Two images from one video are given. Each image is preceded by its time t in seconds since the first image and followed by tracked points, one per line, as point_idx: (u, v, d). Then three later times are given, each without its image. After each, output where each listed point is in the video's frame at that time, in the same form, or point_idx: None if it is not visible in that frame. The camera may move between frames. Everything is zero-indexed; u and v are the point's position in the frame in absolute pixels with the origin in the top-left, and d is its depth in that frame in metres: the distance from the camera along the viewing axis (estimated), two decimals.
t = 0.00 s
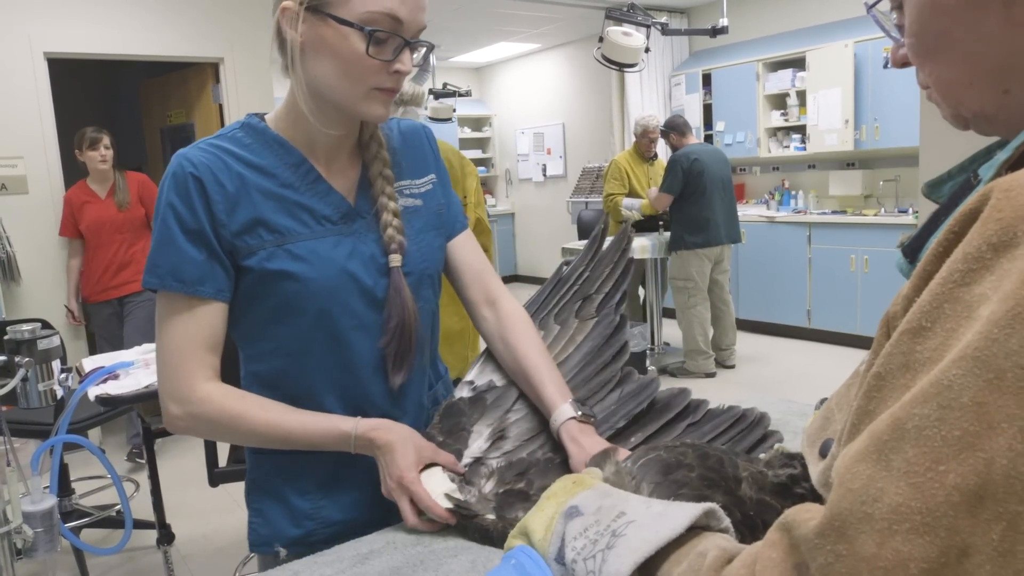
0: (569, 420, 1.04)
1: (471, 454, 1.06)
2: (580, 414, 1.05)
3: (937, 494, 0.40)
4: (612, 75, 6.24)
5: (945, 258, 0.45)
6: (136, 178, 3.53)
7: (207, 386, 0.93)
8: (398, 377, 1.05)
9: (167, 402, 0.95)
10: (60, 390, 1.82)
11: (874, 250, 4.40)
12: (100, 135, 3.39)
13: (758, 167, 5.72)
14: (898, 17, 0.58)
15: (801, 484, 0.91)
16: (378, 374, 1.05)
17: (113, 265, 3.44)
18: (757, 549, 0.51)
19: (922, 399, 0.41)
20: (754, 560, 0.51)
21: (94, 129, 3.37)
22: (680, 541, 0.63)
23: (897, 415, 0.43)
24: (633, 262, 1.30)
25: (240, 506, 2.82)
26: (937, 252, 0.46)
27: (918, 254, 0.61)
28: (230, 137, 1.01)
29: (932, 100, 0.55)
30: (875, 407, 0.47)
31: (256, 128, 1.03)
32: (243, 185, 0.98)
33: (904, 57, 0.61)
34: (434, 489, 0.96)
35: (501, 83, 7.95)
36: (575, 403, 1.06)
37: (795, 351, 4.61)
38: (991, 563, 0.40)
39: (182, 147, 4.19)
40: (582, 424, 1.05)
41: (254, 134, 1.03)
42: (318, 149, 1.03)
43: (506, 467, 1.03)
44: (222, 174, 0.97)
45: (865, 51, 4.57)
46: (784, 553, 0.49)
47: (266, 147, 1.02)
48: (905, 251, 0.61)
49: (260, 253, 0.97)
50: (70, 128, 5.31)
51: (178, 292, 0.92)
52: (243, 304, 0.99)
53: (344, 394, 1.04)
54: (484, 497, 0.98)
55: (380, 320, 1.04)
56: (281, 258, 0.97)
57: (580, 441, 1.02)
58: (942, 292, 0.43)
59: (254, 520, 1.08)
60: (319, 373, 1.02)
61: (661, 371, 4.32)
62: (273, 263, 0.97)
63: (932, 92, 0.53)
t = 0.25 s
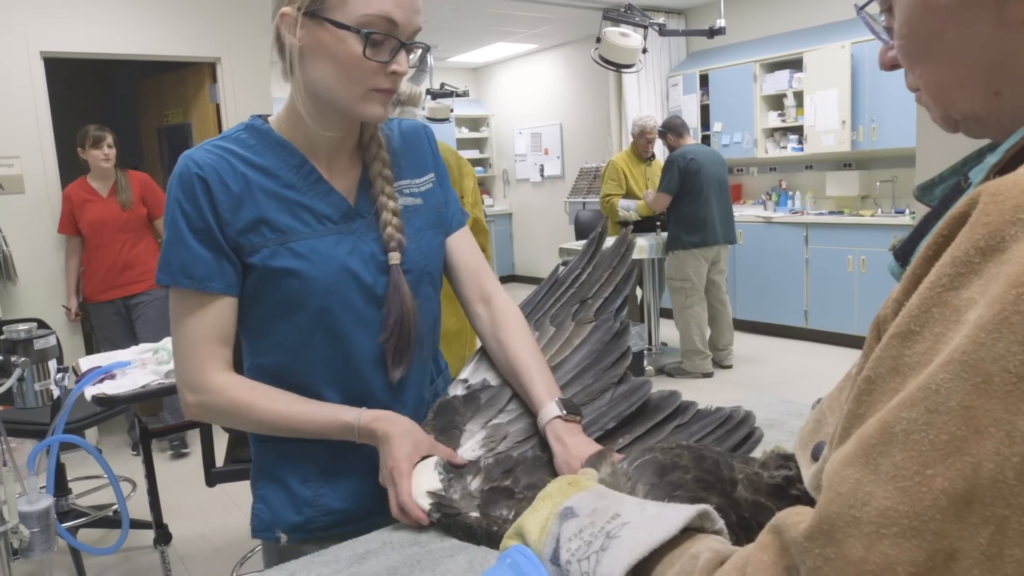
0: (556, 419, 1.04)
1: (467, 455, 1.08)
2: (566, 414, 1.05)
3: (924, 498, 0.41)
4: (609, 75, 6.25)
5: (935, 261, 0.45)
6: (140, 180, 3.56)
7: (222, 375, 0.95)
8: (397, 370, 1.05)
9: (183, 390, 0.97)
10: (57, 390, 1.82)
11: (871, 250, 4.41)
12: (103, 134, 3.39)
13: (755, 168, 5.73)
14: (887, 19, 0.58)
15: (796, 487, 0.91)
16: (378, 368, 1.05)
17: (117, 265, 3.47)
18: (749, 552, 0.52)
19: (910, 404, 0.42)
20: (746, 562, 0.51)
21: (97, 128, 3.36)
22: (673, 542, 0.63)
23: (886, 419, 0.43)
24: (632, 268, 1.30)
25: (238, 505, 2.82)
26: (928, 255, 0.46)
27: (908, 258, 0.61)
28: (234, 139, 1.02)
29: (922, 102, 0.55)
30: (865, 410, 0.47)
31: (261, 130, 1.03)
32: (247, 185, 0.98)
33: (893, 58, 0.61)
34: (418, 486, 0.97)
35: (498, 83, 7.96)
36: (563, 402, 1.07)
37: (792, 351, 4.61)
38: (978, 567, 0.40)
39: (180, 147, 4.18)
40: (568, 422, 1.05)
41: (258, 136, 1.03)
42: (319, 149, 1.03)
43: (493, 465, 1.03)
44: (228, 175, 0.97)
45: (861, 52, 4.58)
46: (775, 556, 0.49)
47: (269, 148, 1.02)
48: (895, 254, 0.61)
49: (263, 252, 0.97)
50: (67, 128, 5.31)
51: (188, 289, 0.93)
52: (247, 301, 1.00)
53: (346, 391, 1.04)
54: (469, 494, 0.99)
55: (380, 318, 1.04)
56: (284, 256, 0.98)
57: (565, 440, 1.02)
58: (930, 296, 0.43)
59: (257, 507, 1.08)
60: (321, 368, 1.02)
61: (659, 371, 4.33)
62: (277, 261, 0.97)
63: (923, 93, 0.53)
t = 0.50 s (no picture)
0: (546, 404, 1.05)
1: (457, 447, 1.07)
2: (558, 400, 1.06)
3: (911, 487, 0.41)
4: (608, 67, 6.23)
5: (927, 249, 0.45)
6: (147, 171, 3.58)
7: (230, 358, 0.98)
8: (401, 351, 1.08)
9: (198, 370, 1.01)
10: (54, 381, 1.82)
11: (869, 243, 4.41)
12: (113, 124, 3.37)
13: (753, 160, 5.72)
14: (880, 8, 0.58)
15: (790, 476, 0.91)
16: (384, 349, 1.07)
17: (127, 256, 3.46)
18: (741, 542, 0.52)
19: (898, 394, 0.42)
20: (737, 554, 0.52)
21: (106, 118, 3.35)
22: (667, 531, 0.63)
23: (874, 409, 0.43)
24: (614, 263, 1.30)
25: (237, 497, 2.82)
26: (920, 243, 0.46)
27: (901, 248, 0.60)
28: (245, 130, 1.04)
29: (916, 91, 0.55)
30: (856, 400, 0.47)
31: (271, 121, 1.06)
32: (255, 175, 1.01)
33: (886, 48, 0.61)
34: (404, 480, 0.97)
35: (497, 75, 7.94)
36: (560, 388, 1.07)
37: (790, 343, 4.62)
38: (966, 556, 0.40)
39: (177, 138, 4.17)
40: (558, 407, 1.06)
41: (268, 127, 1.05)
42: (326, 139, 1.05)
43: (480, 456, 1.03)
44: (238, 165, 1.00)
45: (861, 44, 4.57)
46: (765, 546, 0.49)
47: (278, 139, 1.04)
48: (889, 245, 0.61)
49: (272, 238, 1.00)
50: (63, 121, 5.29)
51: (202, 274, 0.97)
52: (259, 285, 1.03)
53: (355, 371, 1.07)
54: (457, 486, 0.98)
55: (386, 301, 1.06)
56: (292, 242, 1.00)
57: (554, 425, 1.03)
58: (919, 286, 0.43)
59: (270, 479, 1.11)
60: (332, 348, 1.05)
61: (657, 364, 4.33)
62: (284, 247, 1.00)
63: (916, 83, 0.53)
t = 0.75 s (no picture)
0: (544, 401, 1.03)
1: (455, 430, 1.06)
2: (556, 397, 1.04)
3: (912, 493, 0.41)
4: (608, 66, 6.23)
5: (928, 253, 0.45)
6: (163, 170, 3.56)
7: (230, 351, 0.99)
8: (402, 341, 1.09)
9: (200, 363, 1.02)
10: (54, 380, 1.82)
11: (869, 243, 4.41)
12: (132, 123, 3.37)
13: (753, 160, 5.72)
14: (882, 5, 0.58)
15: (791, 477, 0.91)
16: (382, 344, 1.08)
17: (143, 254, 3.45)
18: (740, 544, 0.52)
19: (898, 398, 0.42)
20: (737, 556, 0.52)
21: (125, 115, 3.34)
22: (666, 533, 0.63)
23: (875, 413, 0.43)
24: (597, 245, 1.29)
25: (237, 496, 2.82)
26: (922, 245, 0.46)
27: (903, 248, 0.60)
28: (250, 129, 1.05)
29: (919, 90, 0.55)
30: (856, 404, 0.47)
31: (275, 121, 1.06)
32: (258, 172, 1.01)
33: (888, 46, 0.61)
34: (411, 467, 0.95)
35: (497, 74, 7.94)
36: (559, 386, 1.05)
37: (790, 343, 4.62)
38: (966, 562, 0.40)
39: (177, 137, 4.17)
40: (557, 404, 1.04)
41: (273, 126, 1.06)
42: (329, 139, 1.06)
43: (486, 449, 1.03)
44: (243, 163, 1.01)
45: (861, 43, 4.57)
46: (765, 548, 0.49)
47: (281, 138, 1.05)
48: (891, 245, 0.61)
49: (274, 234, 1.01)
50: (63, 120, 5.29)
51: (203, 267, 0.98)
52: (262, 280, 1.04)
53: (356, 365, 1.08)
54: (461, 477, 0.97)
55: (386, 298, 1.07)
56: (293, 238, 1.01)
57: (552, 422, 1.02)
58: (921, 289, 0.43)
59: (275, 472, 1.10)
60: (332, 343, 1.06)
61: (657, 363, 4.33)
62: (286, 242, 1.01)
63: (918, 81, 0.53)
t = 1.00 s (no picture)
0: (543, 400, 1.04)
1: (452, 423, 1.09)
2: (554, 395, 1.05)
3: (916, 496, 0.41)
4: (609, 67, 6.23)
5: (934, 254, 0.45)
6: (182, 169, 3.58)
7: (214, 352, 0.98)
8: (396, 330, 1.08)
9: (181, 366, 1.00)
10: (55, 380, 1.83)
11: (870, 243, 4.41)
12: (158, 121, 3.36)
13: (754, 160, 5.72)
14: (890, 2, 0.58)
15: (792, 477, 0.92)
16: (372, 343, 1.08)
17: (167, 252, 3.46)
18: (742, 545, 0.52)
19: (903, 401, 0.42)
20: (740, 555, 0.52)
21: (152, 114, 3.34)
22: (667, 534, 0.63)
23: (879, 416, 0.43)
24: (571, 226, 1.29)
25: (238, 496, 2.83)
26: (927, 247, 0.46)
27: (908, 249, 0.61)
28: (240, 128, 1.05)
29: (926, 87, 0.55)
30: (861, 405, 0.47)
31: (266, 121, 1.06)
32: (248, 170, 1.01)
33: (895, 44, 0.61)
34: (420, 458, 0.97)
35: (498, 75, 7.94)
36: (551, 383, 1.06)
37: (791, 343, 4.62)
38: (970, 566, 0.40)
39: (178, 137, 4.17)
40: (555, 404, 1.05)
41: (262, 126, 1.06)
42: (321, 139, 1.06)
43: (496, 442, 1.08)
44: (233, 160, 1.00)
45: (862, 44, 4.57)
46: (768, 550, 0.49)
47: (273, 137, 1.05)
48: (896, 245, 0.61)
49: (263, 231, 1.00)
50: (63, 120, 5.29)
51: (193, 263, 0.97)
52: (249, 280, 1.03)
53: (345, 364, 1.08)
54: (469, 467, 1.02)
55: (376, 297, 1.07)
56: (284, 236, 1.01)
57: (552, 422, 1.03)
58: (926, 291, 0.43)
59: (269, 478, 1.08)
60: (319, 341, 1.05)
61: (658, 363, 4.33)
62: (276, 240, 1.00)
63: (926, 78, 0.53)
